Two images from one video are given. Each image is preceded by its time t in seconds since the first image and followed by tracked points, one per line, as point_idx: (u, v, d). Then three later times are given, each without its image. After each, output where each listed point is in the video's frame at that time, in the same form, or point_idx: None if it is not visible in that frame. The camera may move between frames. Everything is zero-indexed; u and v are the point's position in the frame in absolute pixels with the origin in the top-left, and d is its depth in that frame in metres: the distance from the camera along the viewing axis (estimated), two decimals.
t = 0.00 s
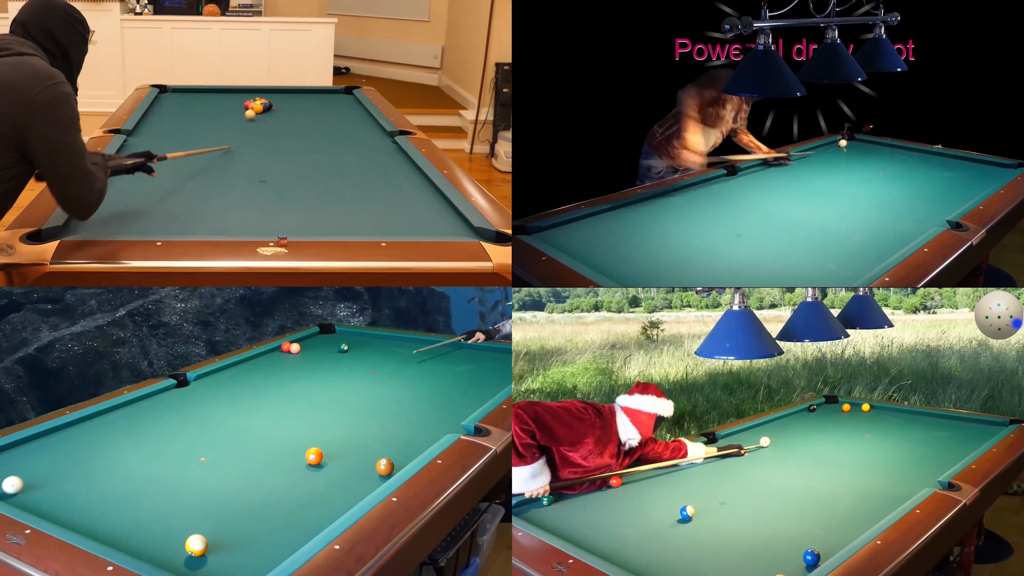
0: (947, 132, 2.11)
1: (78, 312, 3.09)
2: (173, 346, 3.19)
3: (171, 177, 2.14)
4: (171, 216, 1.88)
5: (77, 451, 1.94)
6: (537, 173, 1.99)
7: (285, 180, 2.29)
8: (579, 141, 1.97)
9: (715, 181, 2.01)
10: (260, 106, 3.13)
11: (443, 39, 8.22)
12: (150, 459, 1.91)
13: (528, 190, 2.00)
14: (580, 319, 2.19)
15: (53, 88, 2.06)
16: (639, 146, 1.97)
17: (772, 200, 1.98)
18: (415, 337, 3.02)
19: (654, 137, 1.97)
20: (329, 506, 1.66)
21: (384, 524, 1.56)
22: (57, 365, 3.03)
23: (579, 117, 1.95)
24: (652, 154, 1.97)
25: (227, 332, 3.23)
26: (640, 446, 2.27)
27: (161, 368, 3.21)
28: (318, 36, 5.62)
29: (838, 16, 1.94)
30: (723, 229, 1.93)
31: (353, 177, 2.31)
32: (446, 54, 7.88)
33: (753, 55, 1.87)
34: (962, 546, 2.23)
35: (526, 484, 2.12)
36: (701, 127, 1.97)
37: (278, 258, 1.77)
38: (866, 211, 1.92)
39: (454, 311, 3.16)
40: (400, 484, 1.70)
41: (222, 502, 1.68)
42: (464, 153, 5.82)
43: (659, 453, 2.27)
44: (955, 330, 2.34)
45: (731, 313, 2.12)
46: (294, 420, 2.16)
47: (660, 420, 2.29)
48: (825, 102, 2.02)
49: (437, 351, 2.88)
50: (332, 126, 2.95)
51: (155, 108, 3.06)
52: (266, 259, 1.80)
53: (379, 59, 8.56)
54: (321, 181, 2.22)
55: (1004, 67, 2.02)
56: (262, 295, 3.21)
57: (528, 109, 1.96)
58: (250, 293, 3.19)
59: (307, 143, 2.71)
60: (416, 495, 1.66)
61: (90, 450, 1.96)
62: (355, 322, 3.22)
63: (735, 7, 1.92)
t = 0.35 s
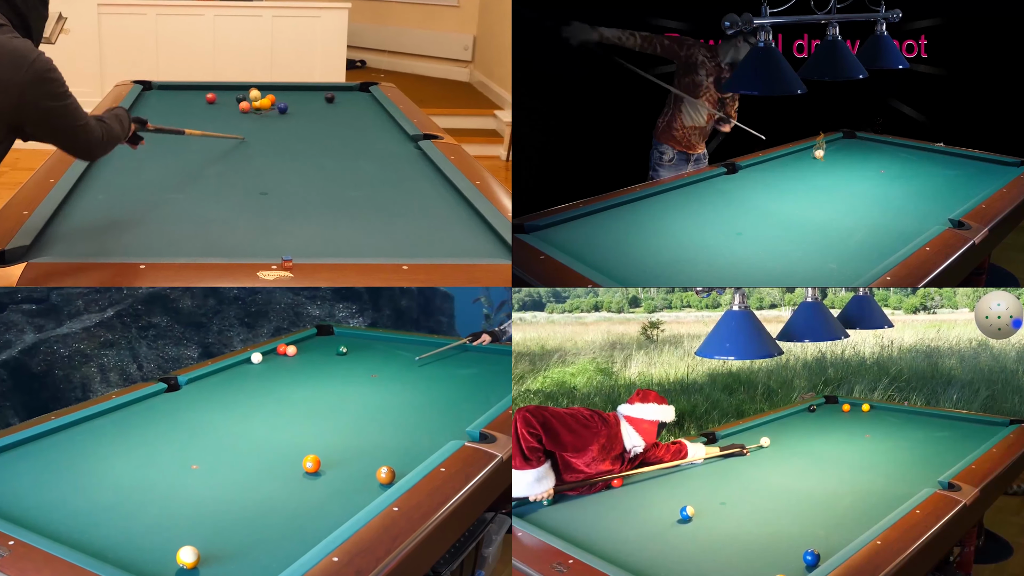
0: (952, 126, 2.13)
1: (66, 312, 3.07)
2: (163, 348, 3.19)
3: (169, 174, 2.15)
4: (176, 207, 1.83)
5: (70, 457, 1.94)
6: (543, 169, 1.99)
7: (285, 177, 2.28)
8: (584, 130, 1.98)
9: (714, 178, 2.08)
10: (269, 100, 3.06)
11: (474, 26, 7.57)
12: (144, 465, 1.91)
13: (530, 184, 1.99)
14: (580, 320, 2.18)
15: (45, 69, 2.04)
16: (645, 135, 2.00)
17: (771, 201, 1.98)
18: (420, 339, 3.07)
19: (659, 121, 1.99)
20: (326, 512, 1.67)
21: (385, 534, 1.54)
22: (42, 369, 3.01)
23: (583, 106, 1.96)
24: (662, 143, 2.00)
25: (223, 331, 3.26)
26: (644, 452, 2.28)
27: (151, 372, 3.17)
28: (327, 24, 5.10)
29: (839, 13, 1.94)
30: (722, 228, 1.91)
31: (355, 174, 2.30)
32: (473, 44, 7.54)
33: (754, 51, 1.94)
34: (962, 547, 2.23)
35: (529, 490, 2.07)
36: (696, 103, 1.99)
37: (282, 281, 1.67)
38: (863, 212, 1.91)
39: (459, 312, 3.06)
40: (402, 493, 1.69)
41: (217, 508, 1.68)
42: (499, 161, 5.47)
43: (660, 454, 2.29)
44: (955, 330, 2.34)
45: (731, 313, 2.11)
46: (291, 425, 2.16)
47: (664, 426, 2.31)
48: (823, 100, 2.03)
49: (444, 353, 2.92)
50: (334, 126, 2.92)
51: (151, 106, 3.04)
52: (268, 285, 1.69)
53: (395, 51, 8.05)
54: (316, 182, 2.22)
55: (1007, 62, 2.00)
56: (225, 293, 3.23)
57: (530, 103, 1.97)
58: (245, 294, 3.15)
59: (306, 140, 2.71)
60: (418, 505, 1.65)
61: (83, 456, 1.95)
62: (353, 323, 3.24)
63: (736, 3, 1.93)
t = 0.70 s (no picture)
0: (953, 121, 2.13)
1: (51, 314, 3.48)
2: (154, 349, 3.64)
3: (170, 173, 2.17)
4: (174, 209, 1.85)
5: (64, 462, 1.95)
6: (543, 171, 2.02)
7: (283, 167, 2.27)
8: (581, 130, 2.00)
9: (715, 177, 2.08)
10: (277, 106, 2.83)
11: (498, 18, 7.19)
12: (141, 470, 1.92)
13: (528, 186, 2.02)
14: (580, 320, 2.19)
15: (28, 50, 1.95)
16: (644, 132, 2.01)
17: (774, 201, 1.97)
18: (421, 339, 3.06)
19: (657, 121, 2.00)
20: (325, 519, 1.68)
21: (387, 544, 1.54)
22: (29, 371, 3.39)
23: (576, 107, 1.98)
24: (664, 141, 2.01)
25: (219, 332, 3.69)
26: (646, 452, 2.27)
27: (141, 374, 3.64)
28: (335, 16, 4.31)
29: (840, 10, 1.97)
30: (723, 228, 1.90)
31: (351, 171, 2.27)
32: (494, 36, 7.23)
33: (749, 55, 1.97)
34: (962, 547, 2.23)
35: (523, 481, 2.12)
36: (692, 100, 1.99)
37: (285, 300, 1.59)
38: (864, 211, 1.91)
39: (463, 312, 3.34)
40: (403, 502, 1.69)
41: (213, 514, 1.69)
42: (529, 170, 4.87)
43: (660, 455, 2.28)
44: (955, 331, 2.34)
45: (731, 314, 2.13)
46: (289, 429, 2.16)
47: (665, 430, 2.30)
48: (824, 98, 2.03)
49: (447, 356, 2.89)
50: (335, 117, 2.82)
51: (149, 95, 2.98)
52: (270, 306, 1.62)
53: (408, 44, 7.53)
54: (313, 183, 2.19)
55: (1005, 61, 1.97)
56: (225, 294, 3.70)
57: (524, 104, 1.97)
58: (242, 295, 3.70)
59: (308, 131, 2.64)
60: (421, 514, 1.65)
61: (80, 460, 1.97)
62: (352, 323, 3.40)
63: None
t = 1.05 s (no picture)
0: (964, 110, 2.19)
1: (31, 315, 2.84)
2: (141, 354, 2.95)
3: (166, 150, 2.07)
4: (166, 202, 1.76)
5: (52, 458, 1.88)
6: (545, 165, 2.06)
7: (281, 144, 2.18)
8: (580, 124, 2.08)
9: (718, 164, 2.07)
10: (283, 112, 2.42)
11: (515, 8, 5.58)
12: (134, 462, 1.87)
13: (530, 182, 2.06)
14: (580, 320, 2.26)
15: None
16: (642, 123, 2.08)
17: (780, 188, 1.97)
18: (419, 343, 2.90)
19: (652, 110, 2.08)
20: (323, 503, 1.65)
21: (384, 557, 1.41)
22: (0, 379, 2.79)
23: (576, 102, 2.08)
24: (663, 131, 2.06)
25: (210, 334, 2.96)
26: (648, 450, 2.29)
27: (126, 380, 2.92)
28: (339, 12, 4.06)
29: None
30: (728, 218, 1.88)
31: (355, 143, 2.17)
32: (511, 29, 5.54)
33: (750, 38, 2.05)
34: (962, 547, 2.22)
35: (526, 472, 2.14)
36: (688, 88, 2.07)
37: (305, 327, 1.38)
38: (876, 201, 1.89)
39: (464, 314, 2.82)
40: (400, 511, 1.55)
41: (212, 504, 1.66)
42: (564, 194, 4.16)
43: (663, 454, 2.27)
44: (955, 331, 2.37)
45: (731, 314, 2.17)
46: (284, 425, 2.13)
47: (665, 431, 2.32)
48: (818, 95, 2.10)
49: (446, 360, 2.78)
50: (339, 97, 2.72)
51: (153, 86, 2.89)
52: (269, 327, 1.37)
53: (419, 40, 5.69)
54: (310, 151, 2.11)
55: (1005, 65, 2.09)
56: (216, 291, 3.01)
57: (525, 101, 2.08)
58: (233, 294, 2.99)
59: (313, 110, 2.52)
60: (421, 526, 1.51)
61: (71, 456, 1.90)
62: (349, 327, 3.03)
63: None
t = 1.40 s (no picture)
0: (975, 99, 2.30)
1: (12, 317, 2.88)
2: (123, 359, 3.00)
3: (162, 143, 2.06)
4: (155, 201, 1.70)
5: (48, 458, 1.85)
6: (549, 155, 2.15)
7: (279, 143, 2.14)
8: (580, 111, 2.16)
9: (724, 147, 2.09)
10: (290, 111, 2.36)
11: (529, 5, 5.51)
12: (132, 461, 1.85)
13: (530, 176, 2.06)
14: (580, 321, 2.25)
15: None
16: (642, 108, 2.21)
17: (787, 173, 1.92)
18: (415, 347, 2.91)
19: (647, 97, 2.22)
20: (315, 511, 1.62)
21: (377, 569, 1.36)
22: None
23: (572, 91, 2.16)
24: (660, 117, 2.20)
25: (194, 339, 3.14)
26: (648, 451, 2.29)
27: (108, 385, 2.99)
28: None
29: None
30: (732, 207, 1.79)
31: (356, 140, 2.16)
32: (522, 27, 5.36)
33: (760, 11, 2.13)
34: (962, 548, 2.22)
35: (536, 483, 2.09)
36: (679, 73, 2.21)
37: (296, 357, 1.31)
38: (893, 190, 1.83)
39: (461, 316, 3.23)
40: (396, 523, 1.50)
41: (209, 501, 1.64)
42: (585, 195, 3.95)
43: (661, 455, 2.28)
44: (955, 332, 2.37)
45: (731, 314, 2.14)
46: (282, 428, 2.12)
47: (665, 431, 2.32)
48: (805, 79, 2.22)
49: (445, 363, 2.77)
50: (340, 94, 2.70)
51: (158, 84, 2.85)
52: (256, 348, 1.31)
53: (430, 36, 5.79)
54: (304, 146, 2.10)
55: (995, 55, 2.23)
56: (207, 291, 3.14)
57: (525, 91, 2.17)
58: (219, 296, 3.15)
59: (314, 107, 2.51)
60: (414, 541, 1.45)
61: (67, 458, 1.89)
62: (340, 329, 3.22)
63: None
